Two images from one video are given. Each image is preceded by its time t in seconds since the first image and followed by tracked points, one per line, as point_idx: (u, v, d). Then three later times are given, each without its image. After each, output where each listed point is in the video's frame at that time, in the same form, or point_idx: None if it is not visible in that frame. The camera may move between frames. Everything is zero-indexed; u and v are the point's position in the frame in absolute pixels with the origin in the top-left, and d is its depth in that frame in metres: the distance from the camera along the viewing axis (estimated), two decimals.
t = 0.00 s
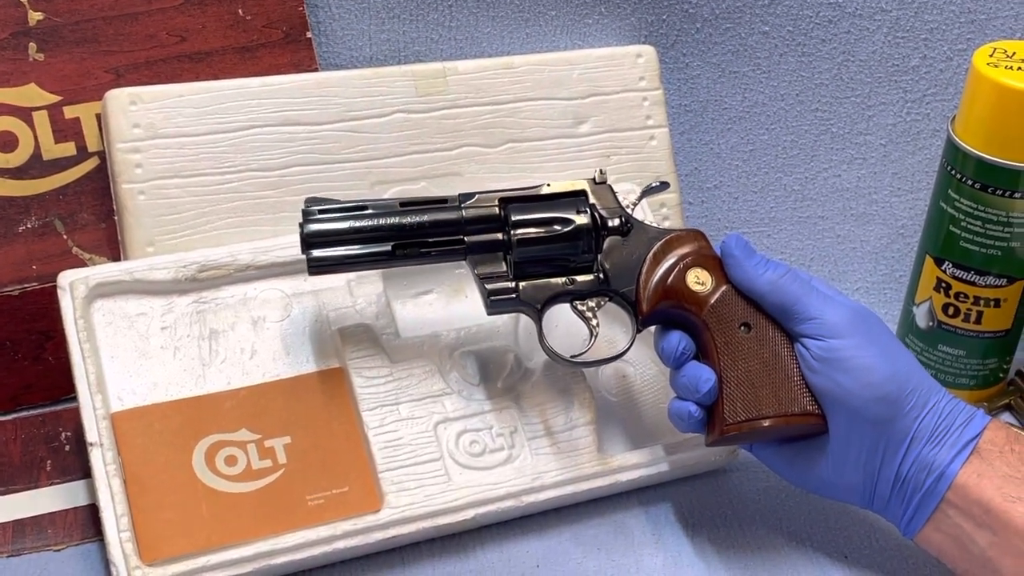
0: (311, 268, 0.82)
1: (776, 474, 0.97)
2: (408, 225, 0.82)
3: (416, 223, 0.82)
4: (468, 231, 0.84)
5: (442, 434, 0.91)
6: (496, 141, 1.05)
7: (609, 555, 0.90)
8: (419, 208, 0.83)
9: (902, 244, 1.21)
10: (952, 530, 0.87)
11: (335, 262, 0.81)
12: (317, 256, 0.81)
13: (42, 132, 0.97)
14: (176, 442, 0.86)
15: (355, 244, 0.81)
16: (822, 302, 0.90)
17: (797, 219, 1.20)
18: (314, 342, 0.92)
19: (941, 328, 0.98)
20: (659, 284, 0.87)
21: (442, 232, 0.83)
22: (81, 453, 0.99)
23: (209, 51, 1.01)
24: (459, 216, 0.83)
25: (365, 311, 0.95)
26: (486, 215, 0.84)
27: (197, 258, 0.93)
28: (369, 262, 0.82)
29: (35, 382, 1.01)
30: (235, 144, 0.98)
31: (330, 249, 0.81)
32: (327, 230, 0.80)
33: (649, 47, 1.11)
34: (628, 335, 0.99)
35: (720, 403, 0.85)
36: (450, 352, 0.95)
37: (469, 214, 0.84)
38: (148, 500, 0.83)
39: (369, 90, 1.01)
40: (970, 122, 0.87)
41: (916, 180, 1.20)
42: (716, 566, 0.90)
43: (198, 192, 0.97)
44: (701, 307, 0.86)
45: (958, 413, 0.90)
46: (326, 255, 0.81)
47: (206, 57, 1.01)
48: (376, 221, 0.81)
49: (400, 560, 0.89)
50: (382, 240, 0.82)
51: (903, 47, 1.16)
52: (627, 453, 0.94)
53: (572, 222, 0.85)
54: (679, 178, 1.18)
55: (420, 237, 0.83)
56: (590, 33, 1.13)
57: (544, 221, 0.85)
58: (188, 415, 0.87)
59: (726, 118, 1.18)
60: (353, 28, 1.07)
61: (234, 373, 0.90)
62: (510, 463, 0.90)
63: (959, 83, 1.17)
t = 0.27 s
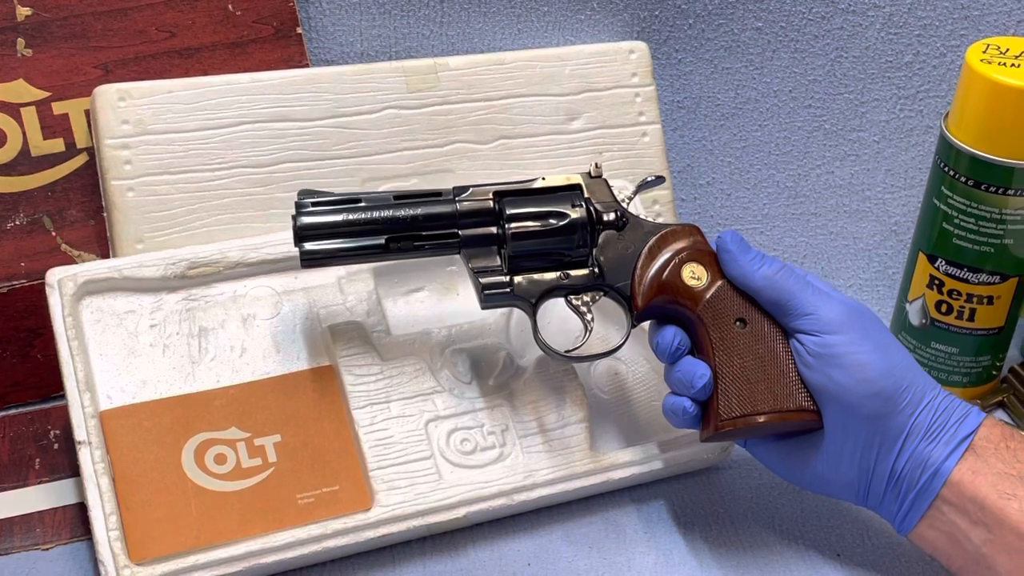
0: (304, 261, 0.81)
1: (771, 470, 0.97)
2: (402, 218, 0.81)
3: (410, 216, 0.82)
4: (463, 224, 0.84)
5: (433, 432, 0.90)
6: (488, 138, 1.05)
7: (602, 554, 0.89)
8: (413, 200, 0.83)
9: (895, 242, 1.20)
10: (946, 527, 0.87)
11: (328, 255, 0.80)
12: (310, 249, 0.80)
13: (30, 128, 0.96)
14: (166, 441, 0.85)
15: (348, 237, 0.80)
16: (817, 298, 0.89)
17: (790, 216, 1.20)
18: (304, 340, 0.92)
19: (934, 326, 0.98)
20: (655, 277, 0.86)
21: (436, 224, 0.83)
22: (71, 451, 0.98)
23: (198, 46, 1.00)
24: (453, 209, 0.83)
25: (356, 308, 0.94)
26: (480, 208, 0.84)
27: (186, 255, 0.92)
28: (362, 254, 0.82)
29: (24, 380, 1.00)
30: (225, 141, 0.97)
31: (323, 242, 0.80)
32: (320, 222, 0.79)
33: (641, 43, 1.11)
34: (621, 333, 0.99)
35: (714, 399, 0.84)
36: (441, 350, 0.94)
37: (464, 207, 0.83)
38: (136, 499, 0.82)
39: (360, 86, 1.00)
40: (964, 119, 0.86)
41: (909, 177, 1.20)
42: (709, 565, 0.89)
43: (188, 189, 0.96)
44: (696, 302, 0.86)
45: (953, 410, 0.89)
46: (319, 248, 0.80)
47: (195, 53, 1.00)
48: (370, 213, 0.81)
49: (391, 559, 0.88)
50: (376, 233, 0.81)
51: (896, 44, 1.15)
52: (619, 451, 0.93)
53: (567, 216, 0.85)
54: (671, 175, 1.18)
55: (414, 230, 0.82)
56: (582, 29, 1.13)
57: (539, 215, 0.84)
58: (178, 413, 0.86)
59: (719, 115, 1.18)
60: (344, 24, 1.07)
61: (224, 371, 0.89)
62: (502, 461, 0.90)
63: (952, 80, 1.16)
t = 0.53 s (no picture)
0: (298, 258, 0.81)
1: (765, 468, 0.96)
2: (396, 215, 0.81)
3: (405, 213, 0.81)
4: (458, 221, 0.83)
5: (427, 430, 0.90)
6: (482, 136, 1.05)
7: (596, 552, 0.89)
8: (408, 197, 0.83)
9: (890, 240, 1.20)
10: (941, 525, 0.87)
11: (321, 251, 0.80)
12: (305, 246, 0.80)
13: (24, 126, 0.96)
14: (160, 439, 0.85)
15: (342, 234, 0.80)
16: (812, 296, 0.89)
17: (784, 213, 1.20)
18: (299, 338, 0.92)
19: (928, 324, 0.98)
20: (650, 274, 0.86)
21: (431, 221, 0.83)
22: (65, 449, 0.98)
23: (192, 44, 1.00)
24: (448, 205, 0.83)
25: (351, 306, 0.94)
26: (475, 205, 0.84)
27: (180, 253, 0.92)
28: (357, 251, 0.82)
29: (18, 378, 1.00)
30: (218, 139, 0.97)
31: (318, 239, 0.80)
32: (313, 219, 0.79)
33: (636, 41, 1.10)
34: (616, 331, 0.99)
35: (709, 397, 0.84)
36: (436, 348, 0.94)
37: (459, 203, 0.83)
38: (130, 498, 0.82)
39: (354, 84, 1.00)
40: (957, 117, 0.86)
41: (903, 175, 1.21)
42: (703, 563, 0.89)
43: (182, 187, 0.96)
44: (691, 300, 0.86)
45: (947, 408, 0.89)
46: (312, 245, 0.80)
47: (190, 51, 1.00)
48: (364, 210, 0.81)
49: (385, 557, 0.88)
50: (370, 230, 0.81)
51: (891, 42, 1.16)
52: (614, 449, 0.93)
53: (562, 212, 0.84)
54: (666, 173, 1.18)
55: (409, 227, 0.82)
56: (577, 26, 1.13)
57: (534, 212, 0.84)
58: (172, 411, 0.86)
59: (713, 113, 1.18)
60: (339, 21, 1.06)
61: (218, 370, 0.89)
62: (496, 459, 0.90)
63: (947, 78, 1.16)
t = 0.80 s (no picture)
0: (292, 254, 0.80)
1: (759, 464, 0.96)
2: (391, 211, 0.81)
3: (400, 209, 0.81)
4: (452, 217, 0.83)
5: (421, 427, 0.90)
6: (476, 132, 1.04)
7: (591, 549, 0.89)
8: (402, 193, 0.82)
9: (885, 236, 1.21)
10: (935, 521, 0.87)
11: (316, 248, 0.80)
12: (299, 242, 0.80)
13: (16, 122, 0.95)
14: (153, 436, 0.85)
15: (337, 231, 0.80)
16: (808, 292, 0.89)
17: (778, 210, 1.20)
18: (293, 336, 0.91)
19: (922, 320, 0.98)
20: (646, 271, 0.86)
21: (425, 218, 0.82)
22: (58, 446, 0.98)
23: (185, 40, 1.00)
24: (443, 202, 0.82)
25: (344, 303, 0.94)
26: (469, 201, 0.83)
27: (173, 249, 0.92)
28: (351, 248, 0.81)
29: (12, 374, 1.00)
30: (211, 135, 0.97)
31: (312, 235, 0.80)
32: (308, 215, 0.79)
33: (630, 37, 1.10)
34: (611, 328, 0.99)
35: (705, 394, 0.84)
36: (429, 345, 0.94)
37: (454, 200, 0.83)
38: (122, 495, 0.82)
39: (347, 80, 1.00)
40: (952, 114, 0.86)
41: (897, 171, 1.21)
42: (697, 559, 0.89)
43: (175, 183, 0.96)
44: (687, 297, 0.86)
45: (943, 404, 0.89)
46: (307, 241, 0.80)
47: (183, 47, 1.00)
48: (358, 207, 0.80)
49: (379, 553, 0.88)
50: (365, 226, 0.81)
51: (885, 38, 1.15)
52: (608, 445, 0.93)
53: (558, 209, 0.84)
54: (661, 169, 1.18)
55: (404, 224, 0.82)
56: (572, 22, 1.12)
57: (528, 209, 0.84)
58: (165, 408, 0.86)
59: (708, 109, 1.18)
60: (332, 17, 1.06)
61: (212, 366, 0.89)
62: (490, 456, 0.90)
63: (941, 74, 1.16)
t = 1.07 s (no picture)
0: (289, 250, 0.80)
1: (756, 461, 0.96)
2: (388, 208, 0.81)
3: (396, 205, 0.81)
4: (449, 213, 0.83)
5: (416, 424, 0.90)
6: (472, 129, 1.04)
7: (586, 546, 0.89)
8: (399, 189, 0.82)
9: (880, 233, 1.21)
10: (931, 518, 0.87)
11: (312, 244, 0.80)
12: (295, 238, 0.79)
13: (9, 118, 0.95)
14: (147, 433, 0.84)
15: (333, 227, 0.80)
16: (804, 289, 0.89)
17: (774, 207, 1.20)
18: (287, 333, 0.91)
19: (918, 317, 0.98)
20: (642, 267, 0.86)
21: (422, 214, 0.82)
22: (52, 444, 0.97)
23: (179, 36, 1.00)
24: (439, 198, 0.82)
25: (340, 300, 0.94)
26: (466, 197, 0.83)
27: (168, 246, 0.92)
28: (348, 244, 0.81)
29: (5, 372, 0.99)
30: (206, 131, 0.96)
31: (308, 232, 0.79)
32: (304, 211, 0.78)
33: (626, 33, 1.10)
34: (607, 325, 0.99)
35: (701, 390, 0.84)
36: (424, 343, 0.94)
37: (450, 196, 0.83)
38: (117, 492, 0.82)
39: (342, 77, 1.00)
40: (947, 111, 0.86)
41: (893, 168, 1.21)
42: (693, 557, 0.89)
43: (169, 180, 0.96)
44: (683, 293, 0.85)
45: (939, 401, 0.89)
46: (303, 237, 0.79)
47: (177, 43, 1.00)
48: (355, 203, 0.80)
49: (374, 551, 0.88)
50: (361, 222, 0.80)
51: (881, 34, 1.15)
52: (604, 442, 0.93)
53: (554, 205, 0.84)
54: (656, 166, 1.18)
55: (400, 220, 0.81)
56: (567, 19, 1.12)
57: (525, 205, 0.83)
58: (159, 406, 0.86)
59: (704, 106, 1.18)
60: (327, 14, 1.06)
61: (206, 363, 0.89)
62: (485, 453, 0.90)
63: (937, 71, 1.17)
